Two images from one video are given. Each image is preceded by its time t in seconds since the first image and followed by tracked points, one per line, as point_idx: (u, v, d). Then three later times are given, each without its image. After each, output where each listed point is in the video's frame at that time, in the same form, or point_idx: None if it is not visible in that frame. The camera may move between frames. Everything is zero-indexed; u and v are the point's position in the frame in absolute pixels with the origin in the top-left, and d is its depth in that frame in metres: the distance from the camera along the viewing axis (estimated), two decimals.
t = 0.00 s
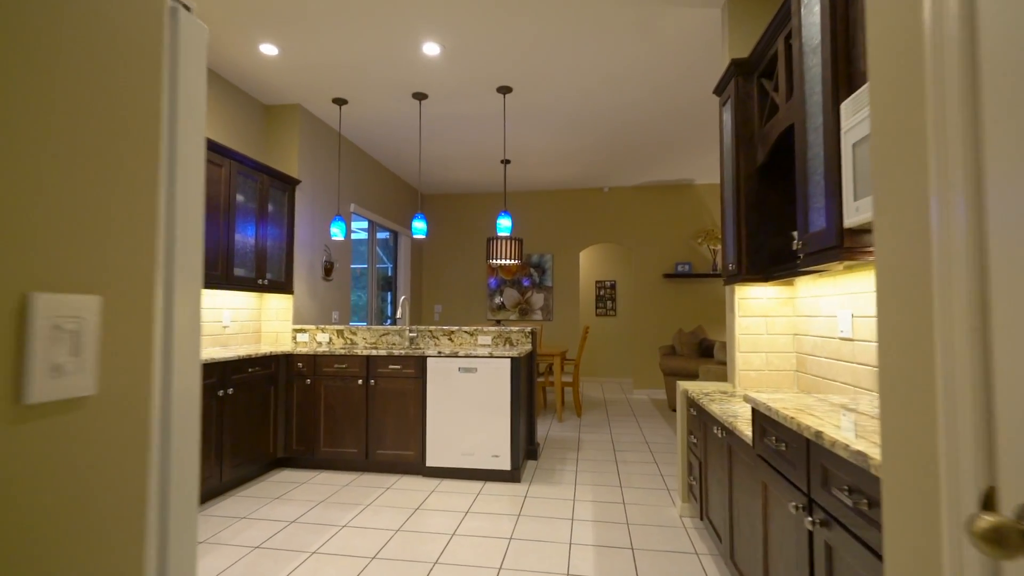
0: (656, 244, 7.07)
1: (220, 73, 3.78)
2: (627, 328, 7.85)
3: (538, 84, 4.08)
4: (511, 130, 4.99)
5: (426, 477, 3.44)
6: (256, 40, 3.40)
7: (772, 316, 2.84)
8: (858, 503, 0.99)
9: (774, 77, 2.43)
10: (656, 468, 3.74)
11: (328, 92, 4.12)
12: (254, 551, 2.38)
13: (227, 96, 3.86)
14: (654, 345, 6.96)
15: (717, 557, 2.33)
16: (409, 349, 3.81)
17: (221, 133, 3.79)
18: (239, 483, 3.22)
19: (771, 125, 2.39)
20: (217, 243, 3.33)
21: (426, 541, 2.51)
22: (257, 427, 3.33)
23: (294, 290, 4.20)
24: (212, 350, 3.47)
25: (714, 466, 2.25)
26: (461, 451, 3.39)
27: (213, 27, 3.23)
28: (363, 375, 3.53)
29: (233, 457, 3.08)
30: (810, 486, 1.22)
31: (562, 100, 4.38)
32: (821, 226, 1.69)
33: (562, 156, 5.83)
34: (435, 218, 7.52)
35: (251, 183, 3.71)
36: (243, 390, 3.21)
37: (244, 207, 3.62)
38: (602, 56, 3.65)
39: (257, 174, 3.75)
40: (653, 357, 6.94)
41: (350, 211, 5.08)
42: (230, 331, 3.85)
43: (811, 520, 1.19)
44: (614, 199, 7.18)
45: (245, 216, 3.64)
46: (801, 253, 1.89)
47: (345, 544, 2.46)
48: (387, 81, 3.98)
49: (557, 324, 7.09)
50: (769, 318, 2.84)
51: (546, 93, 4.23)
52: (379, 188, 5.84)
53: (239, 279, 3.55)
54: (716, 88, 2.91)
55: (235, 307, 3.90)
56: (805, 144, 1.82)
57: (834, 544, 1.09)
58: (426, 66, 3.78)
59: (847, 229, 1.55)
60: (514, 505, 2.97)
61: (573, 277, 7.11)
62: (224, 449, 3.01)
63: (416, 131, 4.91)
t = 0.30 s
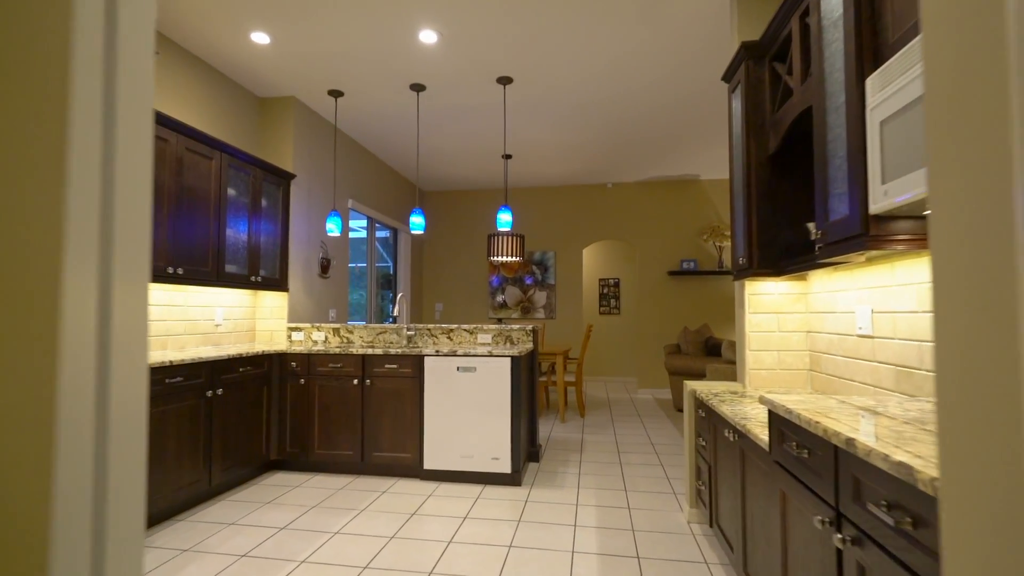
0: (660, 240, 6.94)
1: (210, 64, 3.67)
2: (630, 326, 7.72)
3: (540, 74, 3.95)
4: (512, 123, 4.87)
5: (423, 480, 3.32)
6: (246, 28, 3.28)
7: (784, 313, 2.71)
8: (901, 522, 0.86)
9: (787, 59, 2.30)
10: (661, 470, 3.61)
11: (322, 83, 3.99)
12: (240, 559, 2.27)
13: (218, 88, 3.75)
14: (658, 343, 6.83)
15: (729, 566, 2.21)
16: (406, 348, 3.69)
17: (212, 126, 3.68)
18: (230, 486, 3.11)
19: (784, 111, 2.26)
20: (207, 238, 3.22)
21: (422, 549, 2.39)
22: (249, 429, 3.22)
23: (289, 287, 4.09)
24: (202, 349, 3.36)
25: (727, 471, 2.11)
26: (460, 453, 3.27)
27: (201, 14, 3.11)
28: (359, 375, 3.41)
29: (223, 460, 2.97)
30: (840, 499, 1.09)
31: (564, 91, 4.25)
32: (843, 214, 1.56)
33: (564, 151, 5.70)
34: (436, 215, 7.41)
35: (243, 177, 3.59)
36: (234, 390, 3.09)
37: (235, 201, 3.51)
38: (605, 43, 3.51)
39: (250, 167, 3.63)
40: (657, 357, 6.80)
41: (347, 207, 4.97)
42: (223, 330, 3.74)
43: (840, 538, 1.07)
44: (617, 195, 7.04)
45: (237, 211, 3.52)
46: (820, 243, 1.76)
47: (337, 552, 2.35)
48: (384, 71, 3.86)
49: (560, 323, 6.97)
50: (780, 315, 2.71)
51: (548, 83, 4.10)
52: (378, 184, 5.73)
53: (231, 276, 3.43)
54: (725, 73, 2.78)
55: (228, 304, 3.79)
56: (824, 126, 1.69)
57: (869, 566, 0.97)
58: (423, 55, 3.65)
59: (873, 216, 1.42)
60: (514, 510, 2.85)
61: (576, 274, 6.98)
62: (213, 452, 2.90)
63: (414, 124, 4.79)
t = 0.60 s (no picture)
0: (665, 238, 6.82)
1: (202, 54, 3.57)
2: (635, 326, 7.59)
3: (543, 65, 3.84)
4: (514, 117, 4.76)
5: (422, 483, 3.21)
6: (240, 17, 3.18)
7: (799, 310, 2.59)
8: (958, 543, 0.74)
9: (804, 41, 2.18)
10: (668, 473, 3.49)
11: (320, 75, 3.90)
12: (228, 566, 2.16)
13: (212, 80, 3.65)
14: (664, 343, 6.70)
15: None
16: (405, 346, 3.59)
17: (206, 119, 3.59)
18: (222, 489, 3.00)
19: (800, 96, 2.14)
20: (200, 233, 3.12)
21: (419, 556, 2.28)
22: (243, 430, 3.12)
23: (286, 285, 3.99)
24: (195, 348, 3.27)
25: (740, 477, 1.99)
26: (460, 456, 3.16)
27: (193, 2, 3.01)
28: (356, 375, 3.31)
29: (215, 462, 2.87)
30: (876, 511, 0.97)
31: (568, 83, 4.14)
32: (871, 199, 1.45)
33: (568, 146, 5.60)
34: (437, 213, 7.31)
35: (238, 171, 3.49)
36: (227, 390, 2.99)
37: (229, 196, 3.41)
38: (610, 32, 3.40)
39: (245, 161, 3.54)
40: (663, 357, 6.68)
41: (346, 203, 4.87)
42: (218, 328, 3.65)
43: (878, 556, 0.95)
44: (622, 192, 6.92)
45: (231, 206, 3.42)
46: (844, 233, 1.64)
47: (329, 559, 2.25)
48: (382, 62, 3.76)
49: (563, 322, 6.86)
50: (794, 312, 2.60)
51: (552, 74, 3.99)
52: (378, 181, 5.64)
53: (225, 273, 3.34)
54: (736, 60, 2.67)
55: (223, 302, 3.70)
56: (847, 105, 1.58)
57: None
58: (423, 45, 3.55)
59: (903, 200, 1.31)
60: (516, 515, 2.74)
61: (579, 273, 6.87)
62: (205, 453, 2.79)
63: (414, 118, 4.69)
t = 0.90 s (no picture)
0: (673, 236, 6.67)
1: (198, 45, 3.46)
2: (641, 326, 7.45)
3: (549, 55, 3.71)
4: (518, 111, 4.64)
5: (422, 488, 3.09)
6: (233, 5, 3.06)
7: (818, 308, 2.45)
8: None
9: (828, 20, 2.04)
10: (678, 479, 3.36)
11: (317, 67, 3.78)
12: None
13: (207, 72, 3.54)
14: (671, 343, 6.56)
15: None
16: (405, 346, 3.47)
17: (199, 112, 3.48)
18: (215, 495, 2.89)
19: (824, 78, 2.00)
20: (191, 229, 3.00)
21: (417, 568, 2.16)
22: (236, 433, 3.00)
23: (283, 283, 3.88)
24: (188, 348, 3.16)
25: (761, 487, 1.85)
26: (461, 460, 3.04)
27: None
28: (353, 376, 3.19)
29: (206, 467, 2.75)
30: (939, 538, 0.83)
31: (573, 74, 4.01)
32: (911, 184, 1.31)
33: (573, 142, 5.48)
34: (440, 212, 7.20)
35: (232, 165, 3.37)
36: (219, 391, 2.87)
37: (224, 190, 3.29)
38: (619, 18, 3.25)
39: (240, 155, 3.42)
40: (670, 357, 6.54)
41: (346, 200, 4.76)
42: (213, 327, 3.54)
43: None
44: (628, 189, 6.78)
45: (225, 201, 3.31)
46: (878, 222, 1.50)
47: (322, 570, 2.13)
48: (382, 53, 3.64)
49: (568, 322, 6.73)
50: (814, 311, 2.46)
51: (557, 65, 3.86)
52: (378, 178, 5.53)
53: (219, 270, 3.22)
54: (753, 44, 2.52)
55: (218, 300, 3.59)
56: (883, 81, 1.43)
57: None
58: (423, 34, 3.42)
59: (952, 182, 1.17)
60: (519, 523, 2.62)
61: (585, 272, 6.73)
62: (195, 458, 2.68)
63: (415, 112, 4.58)
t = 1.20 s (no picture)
0: (683, 234, 6.49)
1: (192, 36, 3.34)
2: (651, 326, 7.29)
3: (556, 43, 3.55)
4: (524, 104, 4.48)
5: (424, 496, 2.96)
6: None
7: (845, 308, 2.29)
8: None
9: None
10: (692, 486, 3.20)
11: (316, 58, 3.65)
12: None
13: (202, 64, 3.42)
14: (681, 343, 6.39)
15: None
16: (407, 348, 3.33)
17: (194, 105, 3.36)
18: (207, 503, 2.77)
19: (858, 58, 1.83)
20: (183, 226, 2.87)
21: None
22: (230, 438, 2.88)
23: (281, 282, 3.76)
24: (180, 350, 3.04)
25: (787, 503, 1.70)
26: (464, 467, 2.90)
27: None
28: (352, 378, 3.05)
29: (198, 474, 2.63)
30: None
31: (582, 64, 3.84)
32: (971, 166, 1.14)
33: (580, 137, 5.31)
34: (445, 209, 7.06)
35: (227, 160, 3.25)
36: (211, 395, 2.74)
37: (218, 186, 3.17)
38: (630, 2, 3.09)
39: (235, 149, 3.29)
40: (681, 358, 6.37)
41: (347, 197, 4.64)
42: (208, 328, 3.42)
43: None
44: (637, 185, 6.61)
45: (219, 198, 3.18)
46: (926, 212, 1.34)
47: None
48: (382, 43, 3.50)
49: (576, 321, 6.58)
50: (840, 310, 2.29)
51: (564, 54, 3.70)
52: (381, 174, 5.40)
53: (213, 269, 3.10)
54: (775, 25, 2.36)
55: (214, 300, 3.47)
56: (933, 51, 1.27)
57: None
58: (424, 22, 3.27)
59: (1022, 162, 1.01)
60: (525, 535, 2.47)
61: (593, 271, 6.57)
62: (186, 465, 2.55)
63: (418, 106, 4.44)
